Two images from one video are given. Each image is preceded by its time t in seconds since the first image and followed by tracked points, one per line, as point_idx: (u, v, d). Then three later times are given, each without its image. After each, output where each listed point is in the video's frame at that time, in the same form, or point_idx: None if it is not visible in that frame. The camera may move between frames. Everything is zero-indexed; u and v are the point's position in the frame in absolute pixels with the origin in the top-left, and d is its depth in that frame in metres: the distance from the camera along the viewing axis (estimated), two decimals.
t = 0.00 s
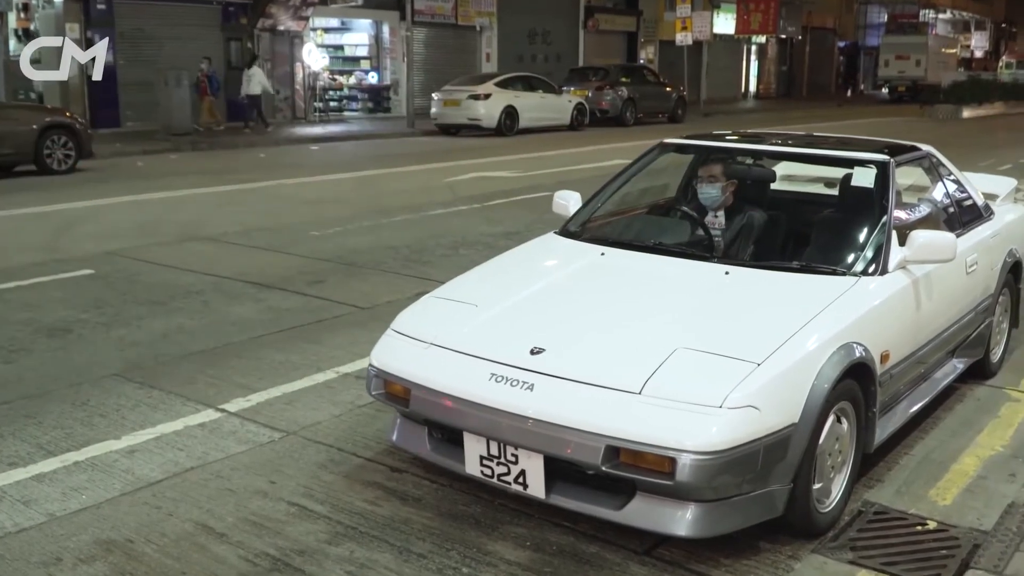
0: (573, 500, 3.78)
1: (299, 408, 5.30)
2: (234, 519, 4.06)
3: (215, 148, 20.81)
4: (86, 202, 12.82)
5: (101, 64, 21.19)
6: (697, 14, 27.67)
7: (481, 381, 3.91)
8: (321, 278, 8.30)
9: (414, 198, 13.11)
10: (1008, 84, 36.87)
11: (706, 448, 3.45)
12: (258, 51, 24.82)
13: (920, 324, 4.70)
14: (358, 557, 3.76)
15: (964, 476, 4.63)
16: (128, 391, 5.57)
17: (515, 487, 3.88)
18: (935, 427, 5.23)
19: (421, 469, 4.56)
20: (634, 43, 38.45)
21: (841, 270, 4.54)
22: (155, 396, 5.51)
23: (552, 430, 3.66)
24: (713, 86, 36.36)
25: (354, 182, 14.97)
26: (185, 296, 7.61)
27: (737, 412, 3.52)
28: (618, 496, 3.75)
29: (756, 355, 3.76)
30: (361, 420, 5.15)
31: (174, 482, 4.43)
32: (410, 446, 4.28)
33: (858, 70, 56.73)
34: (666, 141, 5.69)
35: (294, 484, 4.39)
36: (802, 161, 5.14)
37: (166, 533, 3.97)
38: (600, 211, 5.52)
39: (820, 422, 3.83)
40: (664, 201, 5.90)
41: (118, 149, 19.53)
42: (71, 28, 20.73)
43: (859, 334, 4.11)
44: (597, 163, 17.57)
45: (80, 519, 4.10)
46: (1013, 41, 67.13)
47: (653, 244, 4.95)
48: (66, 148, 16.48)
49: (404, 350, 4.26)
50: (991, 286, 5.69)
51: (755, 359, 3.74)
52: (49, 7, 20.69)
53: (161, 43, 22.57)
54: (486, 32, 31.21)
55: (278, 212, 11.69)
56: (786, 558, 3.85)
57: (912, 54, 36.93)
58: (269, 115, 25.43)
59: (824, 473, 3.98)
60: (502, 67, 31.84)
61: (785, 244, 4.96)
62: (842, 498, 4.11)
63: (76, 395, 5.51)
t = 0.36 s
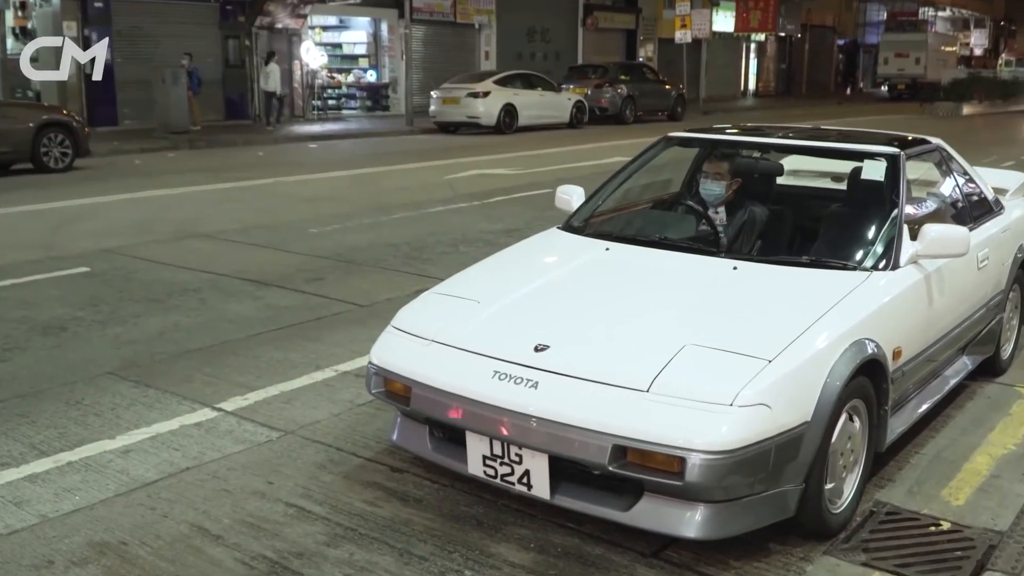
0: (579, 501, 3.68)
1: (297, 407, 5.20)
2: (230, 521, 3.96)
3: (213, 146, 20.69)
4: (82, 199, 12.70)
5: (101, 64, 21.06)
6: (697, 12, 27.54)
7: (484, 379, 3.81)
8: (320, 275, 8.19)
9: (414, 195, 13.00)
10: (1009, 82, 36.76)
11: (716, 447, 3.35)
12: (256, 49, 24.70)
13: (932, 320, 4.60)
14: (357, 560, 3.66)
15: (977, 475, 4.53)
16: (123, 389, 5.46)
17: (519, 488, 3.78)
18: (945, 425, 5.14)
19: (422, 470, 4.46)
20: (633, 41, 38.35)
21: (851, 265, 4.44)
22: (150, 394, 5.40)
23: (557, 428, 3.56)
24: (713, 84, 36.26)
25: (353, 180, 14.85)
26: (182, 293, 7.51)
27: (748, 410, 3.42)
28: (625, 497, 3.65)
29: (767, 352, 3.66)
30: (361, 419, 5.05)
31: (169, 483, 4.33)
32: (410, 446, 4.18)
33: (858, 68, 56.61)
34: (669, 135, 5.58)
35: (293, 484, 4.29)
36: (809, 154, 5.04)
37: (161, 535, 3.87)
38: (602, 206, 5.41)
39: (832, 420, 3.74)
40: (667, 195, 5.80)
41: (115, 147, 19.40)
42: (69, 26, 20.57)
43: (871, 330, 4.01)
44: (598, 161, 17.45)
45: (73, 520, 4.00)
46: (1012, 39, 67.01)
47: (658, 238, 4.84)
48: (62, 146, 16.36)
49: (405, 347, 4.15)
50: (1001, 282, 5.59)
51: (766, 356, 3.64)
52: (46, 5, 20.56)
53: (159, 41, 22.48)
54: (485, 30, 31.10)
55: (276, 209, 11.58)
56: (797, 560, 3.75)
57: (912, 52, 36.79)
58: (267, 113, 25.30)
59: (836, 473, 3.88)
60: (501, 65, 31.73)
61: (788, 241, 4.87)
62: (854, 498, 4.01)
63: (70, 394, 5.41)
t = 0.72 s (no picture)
0: (575, 501, 3.54)
1: (287, 405, 5.05)
2: (214, 522, 3.82)
3: (210, 143, 20.55)
4: (76, 195, 12.56)
5: (101, 66, 21.15)
6: (697, 8, 27.35)
7: (477, 375, 3.67)
8: (313, 270, 8.05)
9: (411, 191, 12.87)
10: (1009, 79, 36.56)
11: (719, 445, 3.21)
12: (253, 46, 24.55)
13: (940, 314, 4.46)
14: (345, 563, 3.52)
15: (987, 473, 4.39)
16: (109, 386, 5.32)
17: (514, 488, 3.64)
18: (954, 422, 5.00)
19: (414, 469, 4.32)
20: (632, 38, 38.18)
21: (857, 257, 4.29)
22: (137, 391, 5.25)
23: (554, 425, 3.42)
24: (712, 80, 36.09)
25: (350, 176, 14.70)
26: (172, 289, 7.36)
27: (751, 406, 3.28)
28: (624, 497, 3.51)
29: (772, 346, 3.52)
30: (352, 416, 4.91)
31: (153, 483, 4.18)
32: (402, 445, 4.04)
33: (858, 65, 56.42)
34: (670, 124, 5.42)
35: (280, 484, 4.15)
36: (814, 144, 4.89)
37: (142, 537, 3.73)
38: (600, 197, 5.26)
39: (839, 417, 3.60)
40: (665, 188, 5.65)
41: (110, 144, 19.25)
42: (64, 23, 20.46)
43: (878, 324, 3.87)
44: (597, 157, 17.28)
45: (53, 522, 3.86)
46: (1012, 35, 66.85)
47: (659, 229, 4.68)
48: (57, 142, 16.19)
49: (396, 342, 4.01)
50: (1010, 275, 5.45)
51: (771, 350, 3.50)
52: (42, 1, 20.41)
53: (155, 37, 22.33)
54: (483, 27, 30.91)
55: (271, 205, 11.44)
56: (803, 562, 3.61)
57: (913, 49, 36.55)
58: (265, 110, 25.16)
59: (843, 471, 3.75)
60: (500, 61, 31.56)
61: (793, 234, 4.74)
62: (861, 498, 3.87)
63: (54, 391, 5.26)
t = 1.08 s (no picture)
0: (565, 498, 3.36)
1: (270, 398, 4.86)
2: (187, 520, 3.63)
3: (206, 138, 20.34)
4: (67, 189, 12.35)
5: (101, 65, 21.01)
6: (696, 3, 27.11)
7: (463, 364, 3.48)
8: (303, 263, 7.86)
9: (406, 184, 12.68)
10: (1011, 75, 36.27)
11: (716, 437, 3.02)
12: (250, 41, 24.33)
13: (949, 302, 4.28)
14: (323, 562, 3.34)
15: (997, 468, 4.21)
16: (86, 379, 5.12)
17: (500, 483, 3.46)
18: (962, 415, 4.81)
19: (398, 464, 4.13)
20: (632, 34, 37.95)
21: (863, 240, 4.10)
22: (115, 384, 5.06)
23: (542, 416, 3.24)
24: (713, 76, 35.85)
25: (345, 170, 14.50)
26: (158, 281, 7.16)
27: (752, 396, 3.08)
28: (616, 493, 3.32)
29: (774, 333, 3.33)
30: (337, 410, 4.72)
31: (126, 478, 3.99)
32: (385, 439, 3.85)
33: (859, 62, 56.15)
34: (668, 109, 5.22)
35: (258, 480, 3.96)
36: (817, 125, 4.70)
37: (111, 535, 3.54)
38: (594, 183, 5.06)
39: (843, 408, 3.41)
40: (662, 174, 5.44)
41: (105, 139, 19.00)
42: (60, 18, 20.14)
43: (885, 311, 3.68)
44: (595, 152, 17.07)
45: (18, 519, 3.67)
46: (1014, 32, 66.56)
47: (655, 214, 4.48)
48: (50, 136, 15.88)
49: (378, 331, 3.82)
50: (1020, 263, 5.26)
51: (772, 338, 3.31)
52: None
53: (151, 32, 22.11)
54: (482, 22, 30.68)
55: (264, 198, 11.24)
56: (806, 561, 3.42)
57: (914, 45, 36.11)
58: (262, 105, 24.93)
59: (848, 466, 3.56)
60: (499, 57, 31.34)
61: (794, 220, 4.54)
62: (866, 494, 3.69)
63: (29, 384, 5.07)
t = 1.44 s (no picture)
0: (558, 481, 3.17)
1: (255, 382, 4.68)
2: (161, 506, 3.46)
3: (207, 131, 20.14)
4: (61, 179, 12.16)
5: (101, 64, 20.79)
6: None
7: (451, 341, 3.29)
8: (297, 250, 7.68)
9: (406, 174, 12.49)
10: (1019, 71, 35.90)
11: (717, 415, 2.84)
12: (252, 35, 24.14)
13: (963, 280, 4.09)
14: (302, 549, 3.16)
15: (1013, 454, 4.02)
16: (66, 363, 4.95)
17: (490, 467, 3.28)
18: (976, 401, 4.61)
19: (386, 449, 3.95)
20: (637, 29, 37.69)
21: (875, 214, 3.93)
22: (96, 368, 4.88)
23: (533, 395, 3.05)
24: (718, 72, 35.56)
25: (345, 162, 14.30)
26: (147, 267, 6.99)
27: (756, 371, 2.90)
28: (613, 476, 3.13)
29: (778, 308, 3.14)
30: (325, 395, 4.54)
31: (101, 462, 3.82)
32: (371, 422, 3.67)
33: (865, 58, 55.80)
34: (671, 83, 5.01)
35: (238, 465, 3.79)
36: (826, 97, 4.52)
37: (82, 519, 3.36)
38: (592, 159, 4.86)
39: (852, 387, 3.23)
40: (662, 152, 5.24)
41: (104, 132, 18.78)
42: (60, 11, 19.86)
43: (896, 287, 3.50)
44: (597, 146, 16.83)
45: None
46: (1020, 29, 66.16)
47: (655, 188, 4.30)
48: (47, 128, 15.63)
49: (363, 308, 3.64)
50: None
51: (777, 312, 3.12)
52: None
53: (151, 25, 21.91)
54: (486, 17, 30.44)
55: (261, 188, 11.05)
56: (814, 549, 3.24)
57: (920, 41, 35.56)
58: (264, 100, 24.72)
59: (857, 449, 3.38)
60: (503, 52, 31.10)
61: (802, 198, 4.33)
62: (876, 479, 3.51)
63: (8, 368, 4.88)
